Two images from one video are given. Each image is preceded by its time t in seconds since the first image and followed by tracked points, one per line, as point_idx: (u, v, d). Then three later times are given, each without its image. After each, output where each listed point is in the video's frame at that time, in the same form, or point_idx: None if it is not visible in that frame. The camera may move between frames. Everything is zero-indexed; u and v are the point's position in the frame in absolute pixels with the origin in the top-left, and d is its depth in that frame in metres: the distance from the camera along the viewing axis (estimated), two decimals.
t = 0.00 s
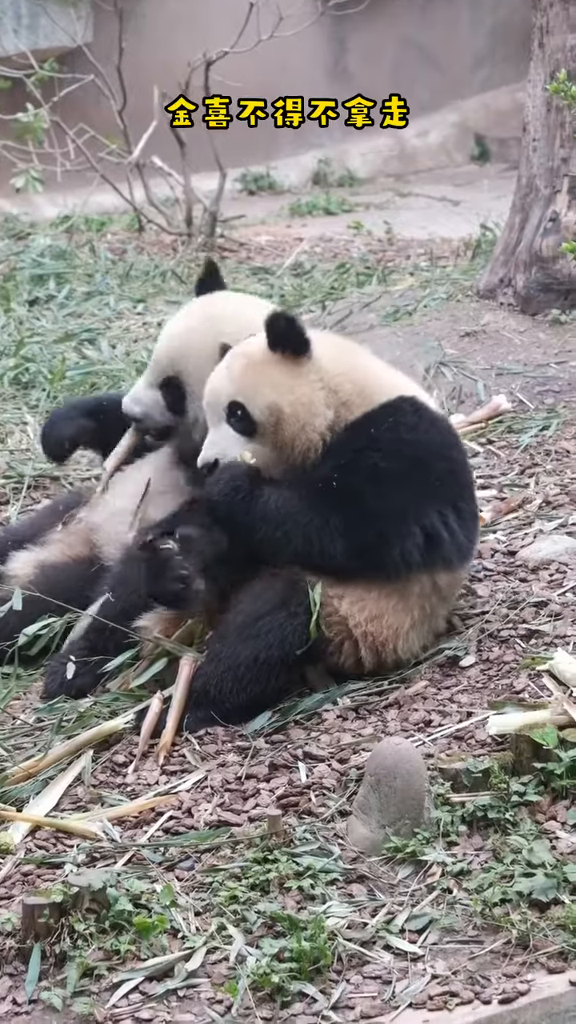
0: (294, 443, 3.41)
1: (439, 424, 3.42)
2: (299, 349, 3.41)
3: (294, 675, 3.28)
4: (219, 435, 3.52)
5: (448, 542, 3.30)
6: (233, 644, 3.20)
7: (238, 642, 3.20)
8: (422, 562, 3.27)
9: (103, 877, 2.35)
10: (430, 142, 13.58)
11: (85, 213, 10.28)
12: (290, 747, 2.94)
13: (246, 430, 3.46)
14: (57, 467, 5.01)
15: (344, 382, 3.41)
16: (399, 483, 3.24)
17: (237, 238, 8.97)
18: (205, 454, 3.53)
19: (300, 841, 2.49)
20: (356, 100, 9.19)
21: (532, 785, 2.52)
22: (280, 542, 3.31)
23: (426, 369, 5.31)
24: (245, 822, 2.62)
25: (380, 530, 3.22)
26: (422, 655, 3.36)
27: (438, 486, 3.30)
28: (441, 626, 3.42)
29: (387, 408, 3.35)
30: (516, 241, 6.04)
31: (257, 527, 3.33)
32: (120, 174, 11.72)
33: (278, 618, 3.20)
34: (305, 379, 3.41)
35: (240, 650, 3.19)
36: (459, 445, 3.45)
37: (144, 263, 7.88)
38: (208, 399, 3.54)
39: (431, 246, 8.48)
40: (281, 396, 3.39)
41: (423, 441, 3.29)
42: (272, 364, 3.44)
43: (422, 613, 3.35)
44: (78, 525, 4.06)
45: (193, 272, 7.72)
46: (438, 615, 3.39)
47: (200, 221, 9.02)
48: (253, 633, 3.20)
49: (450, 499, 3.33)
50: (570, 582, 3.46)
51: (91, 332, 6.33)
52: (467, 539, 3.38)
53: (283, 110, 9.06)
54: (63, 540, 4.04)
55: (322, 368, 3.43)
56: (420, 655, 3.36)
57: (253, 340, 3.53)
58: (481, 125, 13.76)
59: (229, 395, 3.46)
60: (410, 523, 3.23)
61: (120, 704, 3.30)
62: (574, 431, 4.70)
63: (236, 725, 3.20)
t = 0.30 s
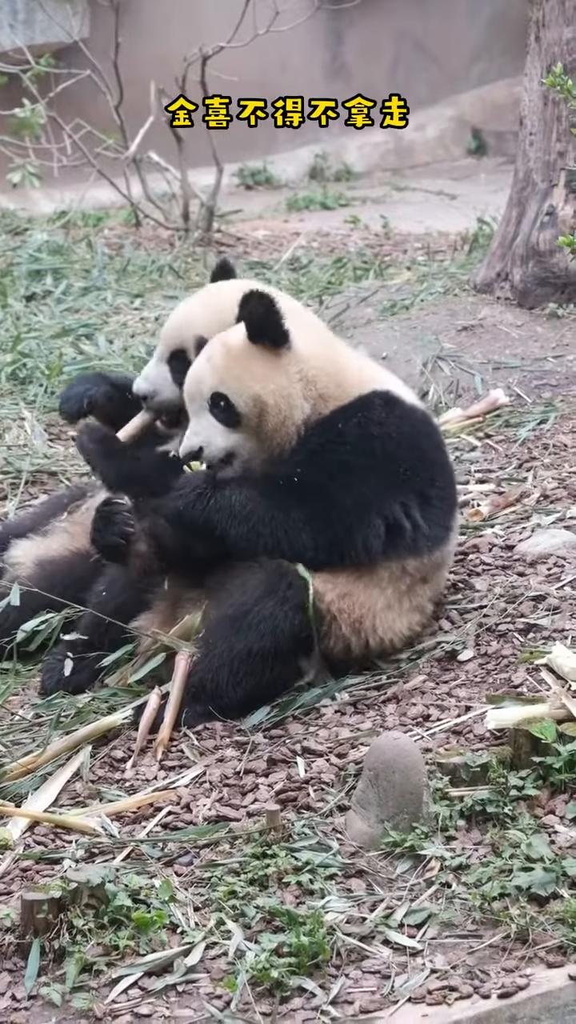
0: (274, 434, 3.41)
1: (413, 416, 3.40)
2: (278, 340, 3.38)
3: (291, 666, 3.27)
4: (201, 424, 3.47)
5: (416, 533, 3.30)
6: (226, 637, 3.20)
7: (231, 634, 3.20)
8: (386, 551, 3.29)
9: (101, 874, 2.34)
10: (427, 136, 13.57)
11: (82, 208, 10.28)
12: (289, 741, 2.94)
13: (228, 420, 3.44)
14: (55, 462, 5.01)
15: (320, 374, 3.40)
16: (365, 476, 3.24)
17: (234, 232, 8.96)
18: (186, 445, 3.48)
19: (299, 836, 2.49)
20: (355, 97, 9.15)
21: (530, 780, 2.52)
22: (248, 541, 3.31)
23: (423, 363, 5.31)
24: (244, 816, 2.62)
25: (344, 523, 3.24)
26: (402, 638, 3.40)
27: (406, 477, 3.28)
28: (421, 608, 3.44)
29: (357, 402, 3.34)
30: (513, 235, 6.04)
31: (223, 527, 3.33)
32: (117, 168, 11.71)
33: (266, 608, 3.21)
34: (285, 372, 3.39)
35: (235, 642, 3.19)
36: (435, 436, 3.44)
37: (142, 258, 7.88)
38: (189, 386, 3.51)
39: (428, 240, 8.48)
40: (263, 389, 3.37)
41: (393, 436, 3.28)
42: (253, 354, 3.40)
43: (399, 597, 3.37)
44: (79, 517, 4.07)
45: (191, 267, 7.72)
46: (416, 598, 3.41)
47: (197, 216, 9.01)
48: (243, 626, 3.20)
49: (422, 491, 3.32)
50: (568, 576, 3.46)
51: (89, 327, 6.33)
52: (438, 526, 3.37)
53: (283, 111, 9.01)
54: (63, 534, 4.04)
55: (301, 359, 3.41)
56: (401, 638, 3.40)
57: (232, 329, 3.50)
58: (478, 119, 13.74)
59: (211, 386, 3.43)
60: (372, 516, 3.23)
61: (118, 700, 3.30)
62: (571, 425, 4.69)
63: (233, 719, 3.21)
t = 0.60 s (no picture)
0: (271, 424, 3.43)
1: (411, 417, 3.41)
2: (285, 333, 3.40)
3: (285, 662, 3.27)
4: (198, 406, 3.50)
5: (406, 530, 3.32)
6: (222, 633, 3.19)
7: (226, 630, 3.19)
8: (374, 543, 3.31)
9: (98, 872, 2.34)
10: (426, 135, 13.57)
11: (81, 207, 10.28)
12: (286, 740, 2.94)
13: (227, 406, 3.45)
14: (53, 460, 5.01)
15: (321, 370, 3.41)
16: (357, 470, 3.27)
17: (233, 231, 8.94)
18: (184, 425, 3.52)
19: (296, 835, 2.49)
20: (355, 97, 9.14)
21: (527, 780, 2.52)
22: (238, 525, 3.34)
23: (422, 363, 5.31)
24: (241, 815, 2.62)
25: (331, 514, 3.27)
26: (393, 629, 3.40)
27: (398, 473, 3.30)
28: (412, 601, 3.44)
29: (354, 400, 3.36)
30: (512, 235, 6.04)
31: (215, 510, 3.36)
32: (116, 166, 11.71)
33: (260, 598, 3.20)
34: (288, 364, 3.41)
35: (230, 638, 3.18)
36: (434, 439, 3.45)
37: (140, 256, 7.87)
38: (192, 368, 3.52)
39: (427, 239, 8.48)
40: (265, 379, 3.39)
41: (388, 435, 3.30)
42: (259, 344, 3.42)
43: (388, 587, 3.38)
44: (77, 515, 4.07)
45: (189, 265, 7.71)
46: (406, 590, 3.42)
47: (196, 214, 9.00)
48: (237, 619, 3.18)
49: (415, 489, 3.33)
50: (566, 576, 3.46)
51: (88, 325, 6.32)
52: (431, 522, 3.38)
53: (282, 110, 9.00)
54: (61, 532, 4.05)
55: (305, 353, 3.43)
56: (391, 629, 3.40)
57: (240, 316, 3.51)
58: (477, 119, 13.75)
59: (214, 370, 3.44)
60: (360, 508, 3.26)
61: (116, 698, 3.30)
62: (569, 425, 4.69)
63: (231, 718, 3.20)
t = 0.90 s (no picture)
0: (288, 419, 3.43)
1: (424, 420, 3.43)
2: (304, 331, 3.42)
3: (290, 663, 3.27)
4: (215, 399, 3.47)
5: (417, 531, 3.33)
6: (227, 634, 3.19)
7: (231, 631, 3.19)
8: (384, 542, 3.31)
9: (101, 874, 2.34)
10: (431, 138, 13.58)
11: (86, 208, 10.30)
12: (290, 743, 2.93)
13: (245, 400, 3.43)
14: (58, 461, 5.01)
15: (340, 367, 3.42)
16: (371, 469, 3.28)
17: (237, 233, 8.95)
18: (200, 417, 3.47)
19: (300, 837, 2.48)
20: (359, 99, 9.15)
21: (532, 782, 2.52)
22: (258, 510, 3.31)
23: (426, 365, 5.31)
24: (245, 818, 2.62)
25: (344, 512, 3.28)
26: (398, 627, 3.40)
27: (411, 475, 3.31)
28: (419, 600, 3.43)
29: (370, 400, 3.37)
30: (516, 238, 6.04)
31: (236, 494, 3.34)
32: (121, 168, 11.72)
33: (265, 598, 3.20)
34: (308, 361, 3.41)
35: (235, 639, 3.17)
36: (443, 442, 3.46)
37: (145, 258, 7.89)
38: (208, 360, 3.48)
39: (432, 241, 8.48)
40: (286, 374, 3.38)
41: (402, 436, 3.31)
42: (280, 339, 3.42)
43: (395, 585, 3.37)
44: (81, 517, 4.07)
45: (194, 267, 7.72)
46: (413, 590, 3.41)
47: (200, 216, 9.01)
48: (242, 620, 3.18)
49: (426, 491, 3.34)
50: (570, 579, 3.46)
51: (92, 326, 6.33)
52: (441, 525, 3.38)
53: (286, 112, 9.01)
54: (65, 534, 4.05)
55: (324, 350, 3.44)
56: (395, 628, 3.39)
57: (258, 310, 3.50)
58: (481, 121, 13.76)
59: (234, 362, 3.41)
60: (373, 508, 3.27)
61: (120, 700, 3.30)
62: (573, 428, 4.69)
63: (235, 719, 3.20)
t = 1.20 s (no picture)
0: (305, 414, 3.43)
1: (435, 424, 3.43)
2: (325, 328, 3.41)
3: (292, 661, 3.27)
4: (233, 390, 3.43)
5: (426, 532, 3.33)
6: (229, 633, 3.19)
7: (233, 630, 3.19)
8: (392, 541, 3.31)
9: (103, 873, 2.34)
10: (434, 137, 13.56)
11: (89, 207, 10.30)
12: (291, 742, 2.93)
13: (263, 393, 3.42)
14: (60, 460, 5.01)
15: (359, 364, 3.42)
16: (383, 469, 3.27)
17: (240, 232, 8.94)
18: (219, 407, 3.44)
19: (301, 837, 2.48)
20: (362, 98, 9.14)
21: (533, 782, 2.51)
22: (272, 498, 3.31)
23: (429, 365, 5.31)
24: (246, 817, 2.62)
25: (354, 510, 3.28)
26: (400, 627, 3.39)
27: (423, 477, 3.30)
28: (422, 601, 3.43)
29: (385, 399, 3.36)
30: (520, 237, 6.03)
31: (252, 481, 3.33)
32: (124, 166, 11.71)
33: (267, 596, 3.20)
34: (327, 357, 3.41)
35: (237, 638, 3.17)
36: (453, 444, 3.45)
37: (148, 257, 7.88)
38: (226, 352, 3.45)
39: (435, 241, 8.47)
40: (305, 370, 3.38)
41: (414, 437, 3.31)
42: (300, 335, 3.43)
43: (400, 584, 3.37)
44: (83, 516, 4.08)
45: (197, 266, 7.72)
46: (417, 590, 3.40)
47: (204, 215, 9.00)
48: (244, 618, 3.19)
49: (436, 492, 3.34)
50: (572, 579, 3.45)
51: (95, 325, 6.32)
52: (448, 527, 3.38)
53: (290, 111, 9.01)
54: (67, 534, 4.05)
55: (343, 348, 3.44)
56: (398, 627, 3.38)
57: (277, 306, 3.50)
58: (485, 120, 13.74)
59: (253, 356, 3.40)
60: (383, 507, 3.26)
61: (122, 699, 3.30)
62: None
63: (237, 719, 3.20)
